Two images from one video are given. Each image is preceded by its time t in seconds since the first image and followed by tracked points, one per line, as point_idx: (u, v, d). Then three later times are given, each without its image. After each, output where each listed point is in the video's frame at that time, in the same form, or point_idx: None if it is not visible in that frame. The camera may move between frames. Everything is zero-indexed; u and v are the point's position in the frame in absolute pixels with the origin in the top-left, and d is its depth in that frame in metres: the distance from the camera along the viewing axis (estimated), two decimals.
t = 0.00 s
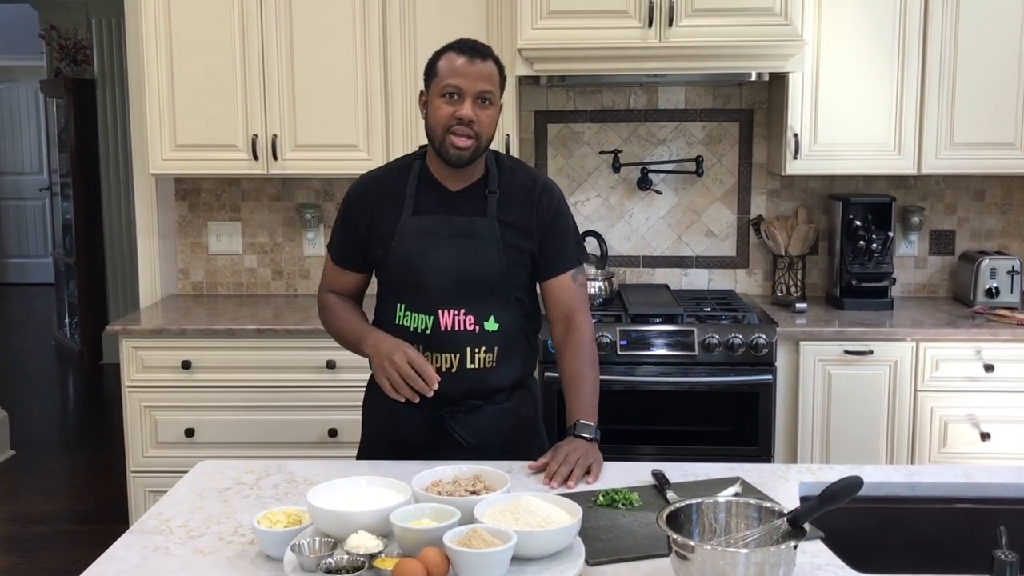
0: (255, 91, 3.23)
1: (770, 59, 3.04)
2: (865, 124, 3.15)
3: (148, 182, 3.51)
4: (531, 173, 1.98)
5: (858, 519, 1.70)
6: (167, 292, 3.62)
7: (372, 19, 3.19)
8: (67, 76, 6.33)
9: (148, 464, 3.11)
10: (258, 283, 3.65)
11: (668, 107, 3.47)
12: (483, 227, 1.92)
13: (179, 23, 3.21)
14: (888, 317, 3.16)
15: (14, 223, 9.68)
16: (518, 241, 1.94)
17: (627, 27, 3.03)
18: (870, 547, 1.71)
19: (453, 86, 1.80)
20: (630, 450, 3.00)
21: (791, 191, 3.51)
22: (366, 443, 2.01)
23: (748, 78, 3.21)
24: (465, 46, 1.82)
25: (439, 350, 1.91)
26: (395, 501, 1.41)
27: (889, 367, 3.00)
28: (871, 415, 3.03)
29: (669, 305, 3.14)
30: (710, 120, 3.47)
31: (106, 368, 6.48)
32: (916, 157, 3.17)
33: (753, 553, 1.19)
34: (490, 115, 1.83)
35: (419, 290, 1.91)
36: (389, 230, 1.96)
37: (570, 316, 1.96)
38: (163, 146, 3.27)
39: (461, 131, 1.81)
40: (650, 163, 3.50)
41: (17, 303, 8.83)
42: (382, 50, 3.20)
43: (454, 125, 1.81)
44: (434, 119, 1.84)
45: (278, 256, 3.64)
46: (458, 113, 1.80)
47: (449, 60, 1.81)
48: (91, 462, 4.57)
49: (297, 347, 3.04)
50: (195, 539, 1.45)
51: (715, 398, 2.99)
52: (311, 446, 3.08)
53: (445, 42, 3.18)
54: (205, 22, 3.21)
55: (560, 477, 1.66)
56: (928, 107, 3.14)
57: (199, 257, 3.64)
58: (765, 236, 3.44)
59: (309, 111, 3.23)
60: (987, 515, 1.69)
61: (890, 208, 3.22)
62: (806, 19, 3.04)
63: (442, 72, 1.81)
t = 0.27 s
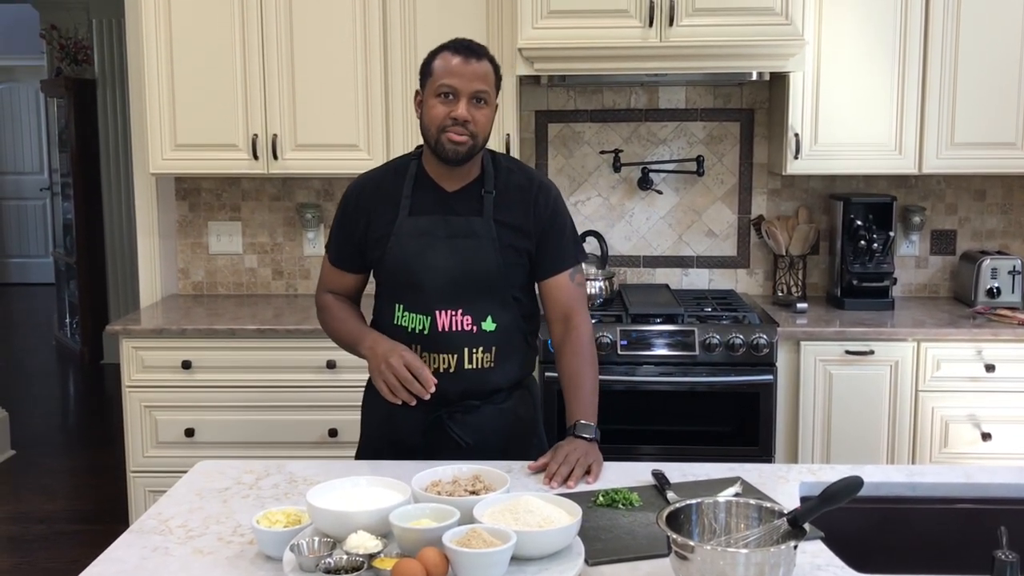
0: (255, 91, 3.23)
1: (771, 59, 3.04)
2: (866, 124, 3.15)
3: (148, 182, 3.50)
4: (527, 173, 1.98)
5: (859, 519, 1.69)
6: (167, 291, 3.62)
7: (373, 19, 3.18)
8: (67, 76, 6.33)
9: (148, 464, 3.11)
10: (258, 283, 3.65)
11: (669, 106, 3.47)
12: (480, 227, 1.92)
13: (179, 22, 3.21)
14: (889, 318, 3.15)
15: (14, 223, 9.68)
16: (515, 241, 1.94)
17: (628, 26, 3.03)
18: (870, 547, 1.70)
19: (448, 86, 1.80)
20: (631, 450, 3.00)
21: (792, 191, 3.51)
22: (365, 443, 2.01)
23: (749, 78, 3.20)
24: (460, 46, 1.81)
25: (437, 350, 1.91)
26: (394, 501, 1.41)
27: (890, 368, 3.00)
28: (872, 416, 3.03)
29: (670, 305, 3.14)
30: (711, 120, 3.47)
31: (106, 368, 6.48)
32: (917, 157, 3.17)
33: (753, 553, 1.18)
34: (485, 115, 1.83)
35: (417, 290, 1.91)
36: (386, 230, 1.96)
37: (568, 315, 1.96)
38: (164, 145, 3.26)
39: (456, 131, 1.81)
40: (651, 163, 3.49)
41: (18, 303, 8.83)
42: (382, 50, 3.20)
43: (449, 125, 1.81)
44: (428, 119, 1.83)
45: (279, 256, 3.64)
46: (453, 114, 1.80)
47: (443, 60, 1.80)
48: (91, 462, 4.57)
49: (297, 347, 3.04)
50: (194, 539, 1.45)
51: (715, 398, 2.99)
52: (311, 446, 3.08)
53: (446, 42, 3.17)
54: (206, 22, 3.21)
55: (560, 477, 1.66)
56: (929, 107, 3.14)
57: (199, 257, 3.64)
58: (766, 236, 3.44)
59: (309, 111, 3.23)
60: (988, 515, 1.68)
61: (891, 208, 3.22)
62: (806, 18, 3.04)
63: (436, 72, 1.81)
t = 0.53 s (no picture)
0: (255, 91, 3.23)
1: (771, 59, 3.04)
2: (866, 124, 3.15)
3: (148, 182, 3.50)
4: (530, 171, 1.97)
5: (859, 520, 1.69)
6: (167, 291, 3.62)
7: (373, 19, 3.18)
8: (68, 76, 6.34)
9: (148, 464, 3.11)
10: (258, 282, 3.65)
11: (669, 106, 3.47)
12: (482, 227, 1.91)
13: (180, 22, 3.21)
14: (889, 318, 3.15)
15: (14, 222, 9.69)
16: (518, 240, 1.94)
17: (628, 27, 3.03)
18: (871, 546, 1.70)
19: (450, 85, 1.80)
20: (631, 450, 3.00)
21: (792, 191, 3.51)
22: (370, 441, 2.02)
23: (749, 78, 3.20)
24: (461, 44, 1.81)
25: (440, 351, 1.90)
26: (393, 501, 1.41)
27: (890, 368, 3.00)
28: (872, 416, 3.02)
29: (669, 305, 3.14)
30: (711, 120, 3.47)
31: (106, 367, 6.48)
32: (917, 158, 3.17)
33: (751, 554, 1.18)
34: (487, 114, 1.82)
35: (420, 290, 1.90)
36: (388, 230, 1.95)
37: (570, 315, 1.95)
38: (164, 145, 3.26)
39: (458, 130, 1.81)
40: (651, 163, 3.49)
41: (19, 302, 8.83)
42: (382, 50, 3.20)
43: (451, 124, 1.81)
44: (430, 118, 1.83)
45: (279, 256, 3.64)
46: (455, 112, 1.80)
47: (445, 59, 1.80)
48: (91, 461, 4.57)
49: (297, 347, 3.04)
50: (193, 539, 1.45)
51: (715, 398, 2.99)
52: (311, 446, 3.08)
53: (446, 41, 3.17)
54: (206, 22, 3.21)
55: (559, 477, 1.66)
56: (930, 107, 3.14)
57: (199, 257, 3.64)
58: (766, 236, 3.44)
59: (309, 111, 3.23)
60: (987, 516, 1.68)
61: (891, 208, 3.22)
62: (807, 19, 3.04)
63: (438, 70, 1.81)
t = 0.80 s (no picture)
0: (255, 90, 3.23)
1: (771, 59, 3.04)
2: (866, 125, 3.15)
3: (148, 180, 3.50)
4: (545, 170, 1.96)
5: (857, 520, 1.69)
6: (167, 290, 3.61)
7: (373, 18, 3.18)
8: (68, 74, 6.33)
9: (147, 463, 3.11)
10: (258, 282, 3.65)
11: (669, 107, 3.47)
12: (496, 225, 1.91)
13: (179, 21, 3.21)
14: (889, 319, 3.15)
15: (14, 221, 9.68)
16: (531, 238, 1.94)
17: (628, 27, 3.03)
18: (869, 545, 1.70)
19: (464, 84, 1.79)
20: (630, 450, 2.99)
21: (792, 192, 3.51)
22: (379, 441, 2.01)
23: (749, 78, 3.20)
24: (476, 43, 1.81)
25: (452, 350, 1.90)
26: (392, 500, 1.41)
27: (890, 369, 3.00)
28: (872, 417, 3.02)
29: (669, 305, 3.14)
30: (711, 121, 3.47)
31: (106, 366, 6.47)
32: (917, 158, 3.16)
33: (751, 554, 1.18)
34: (502, 113, 1.82)
35: (432, 289, 1.90)
36: (402, 228, 1.96)
37: (579, 314, 1.96)
38: (164, 144, 3.26)
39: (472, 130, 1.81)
40: (651, 163, 3.49)
41: (19, 301, 8.83)
42: (382, 49, 3.20)
43: (465, 123, 1.81)
44: (446, 118, 1.83)
45: (278, 255, 3.64)
46: (470, 112, 1.80)
47: (460, 58, 1.80)
48: (90, 460, 4.57)
49: (297, 347, 3.04)
50: (192, 538, 1.45)
51: (715, 398, 2.99)
52: (310, 445, 3.08)
53: (446, 41, 3.17)
54: (206, 21, 3.20)
55: (558, 477, 1.66)
56: (930, 108, 3.14)
57: (199, 256, 3.64)
58: (766, 237, 3.44)
59: (310, 110, 3.23)
60: (986, 517, 1.68)
61: (891, 209, 3.22)
62: (807, 19, 3.04)
63: (453, 70, 1.81)
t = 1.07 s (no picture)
0: (255, 91, 3.23)
1: (771, 62, 3.04)
2: (865, 128, 3.15)
3: (148, 181, 3.50)
4: (566, 174, 1.98)
5: (855, 521, 1.70)
6: (166, 291, 3.61)
7: (373, 20, 3.19)
8: (68, 75, 6.33)
9: (146, 463, 3.11)
10: (258, 283, 3.65)
11: (668, 109, 3.47)
12: (516, 226, 1.92)
13: (180, 22, 3.21)
14: (888, 321, 3.16)
15: (14, 221, 9.68)
16: (551, 240, 1.95)
17: (628, 29, 3.04)
18: (866, 544, 1.71)
19: (487, 85, 1.80)
20: (630, 452, 2.99)
21: (792, 194, 3.51)
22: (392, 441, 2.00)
23: (749, 81, 3.20)
24: (499, 45, 1.83)
25: (468, 349, 1.89)
26: (392, 501, 1.41)
27: (889, 371, 3.00)
28: (870, 419, 3.03)
29: (668, 307, 3.15)
30: (711, 123, 3.47)
31: (105, 367, 6.47)
32: (917, 161, 3.17)
33: (749, 556, 1.18)
34: (524, 115, 1.83)
35: (450, 288, 1.90)
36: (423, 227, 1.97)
37: (591, 319, 1.95)
38: (164, 145, 3.27)
39: (495, 130, 1.81)
40: (650, 165, 3.49)
41: (19, 301, 8.83)
42: (382, 51, 3.20)
43: (488, 124, 1.81)
44: (468, 118, 1.84)
45: (278, 256, 3.64)
46: (492, 112, 1.80)
47: (484, 59, 1.81)
48: (89, 461, 4.57)
49: (296, 348, 3.04)
50: (192, 538, 1.45)
51: (714, 400, 2.99)
52: (309, 446, 3.08)
53: (446, 42, 3.18)
54: (207, 22, 3.21)
55: (558, 478, 1.66)
56: (929, 111, 3.14)
57: (198, 257, 3.64)
58: (765, 239, 3.45)
59: (310, 111, 3.23)
60: (985, 519, 1.68)
61: (890, 212, 3.22)
62: (807, 21, 3.04)
63: (477, 71, 1.82)
